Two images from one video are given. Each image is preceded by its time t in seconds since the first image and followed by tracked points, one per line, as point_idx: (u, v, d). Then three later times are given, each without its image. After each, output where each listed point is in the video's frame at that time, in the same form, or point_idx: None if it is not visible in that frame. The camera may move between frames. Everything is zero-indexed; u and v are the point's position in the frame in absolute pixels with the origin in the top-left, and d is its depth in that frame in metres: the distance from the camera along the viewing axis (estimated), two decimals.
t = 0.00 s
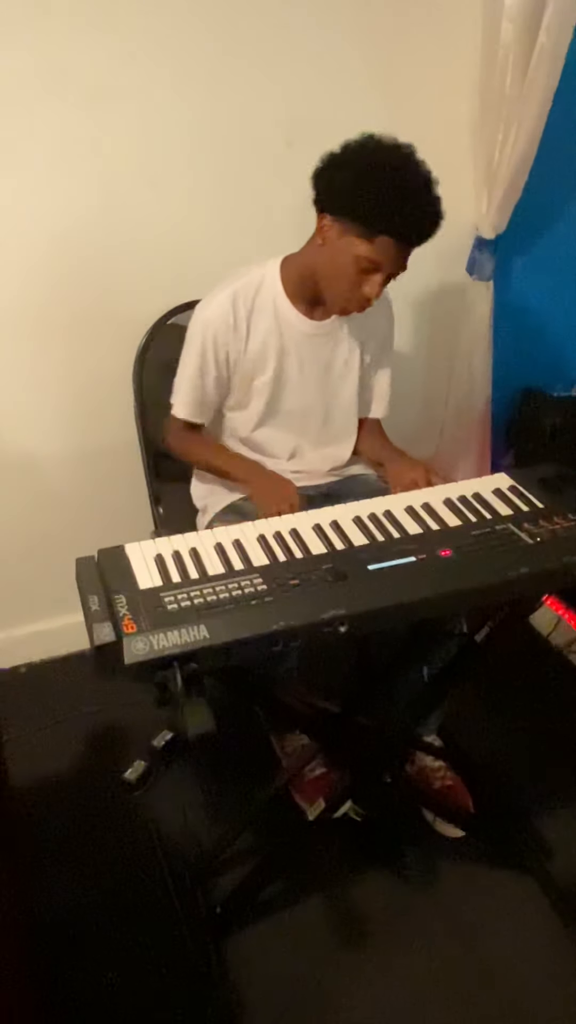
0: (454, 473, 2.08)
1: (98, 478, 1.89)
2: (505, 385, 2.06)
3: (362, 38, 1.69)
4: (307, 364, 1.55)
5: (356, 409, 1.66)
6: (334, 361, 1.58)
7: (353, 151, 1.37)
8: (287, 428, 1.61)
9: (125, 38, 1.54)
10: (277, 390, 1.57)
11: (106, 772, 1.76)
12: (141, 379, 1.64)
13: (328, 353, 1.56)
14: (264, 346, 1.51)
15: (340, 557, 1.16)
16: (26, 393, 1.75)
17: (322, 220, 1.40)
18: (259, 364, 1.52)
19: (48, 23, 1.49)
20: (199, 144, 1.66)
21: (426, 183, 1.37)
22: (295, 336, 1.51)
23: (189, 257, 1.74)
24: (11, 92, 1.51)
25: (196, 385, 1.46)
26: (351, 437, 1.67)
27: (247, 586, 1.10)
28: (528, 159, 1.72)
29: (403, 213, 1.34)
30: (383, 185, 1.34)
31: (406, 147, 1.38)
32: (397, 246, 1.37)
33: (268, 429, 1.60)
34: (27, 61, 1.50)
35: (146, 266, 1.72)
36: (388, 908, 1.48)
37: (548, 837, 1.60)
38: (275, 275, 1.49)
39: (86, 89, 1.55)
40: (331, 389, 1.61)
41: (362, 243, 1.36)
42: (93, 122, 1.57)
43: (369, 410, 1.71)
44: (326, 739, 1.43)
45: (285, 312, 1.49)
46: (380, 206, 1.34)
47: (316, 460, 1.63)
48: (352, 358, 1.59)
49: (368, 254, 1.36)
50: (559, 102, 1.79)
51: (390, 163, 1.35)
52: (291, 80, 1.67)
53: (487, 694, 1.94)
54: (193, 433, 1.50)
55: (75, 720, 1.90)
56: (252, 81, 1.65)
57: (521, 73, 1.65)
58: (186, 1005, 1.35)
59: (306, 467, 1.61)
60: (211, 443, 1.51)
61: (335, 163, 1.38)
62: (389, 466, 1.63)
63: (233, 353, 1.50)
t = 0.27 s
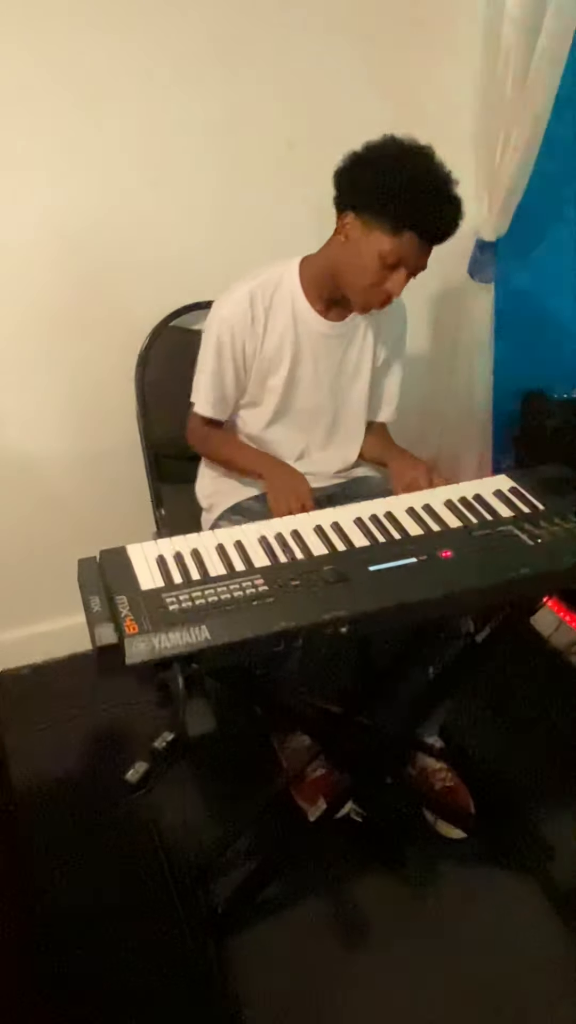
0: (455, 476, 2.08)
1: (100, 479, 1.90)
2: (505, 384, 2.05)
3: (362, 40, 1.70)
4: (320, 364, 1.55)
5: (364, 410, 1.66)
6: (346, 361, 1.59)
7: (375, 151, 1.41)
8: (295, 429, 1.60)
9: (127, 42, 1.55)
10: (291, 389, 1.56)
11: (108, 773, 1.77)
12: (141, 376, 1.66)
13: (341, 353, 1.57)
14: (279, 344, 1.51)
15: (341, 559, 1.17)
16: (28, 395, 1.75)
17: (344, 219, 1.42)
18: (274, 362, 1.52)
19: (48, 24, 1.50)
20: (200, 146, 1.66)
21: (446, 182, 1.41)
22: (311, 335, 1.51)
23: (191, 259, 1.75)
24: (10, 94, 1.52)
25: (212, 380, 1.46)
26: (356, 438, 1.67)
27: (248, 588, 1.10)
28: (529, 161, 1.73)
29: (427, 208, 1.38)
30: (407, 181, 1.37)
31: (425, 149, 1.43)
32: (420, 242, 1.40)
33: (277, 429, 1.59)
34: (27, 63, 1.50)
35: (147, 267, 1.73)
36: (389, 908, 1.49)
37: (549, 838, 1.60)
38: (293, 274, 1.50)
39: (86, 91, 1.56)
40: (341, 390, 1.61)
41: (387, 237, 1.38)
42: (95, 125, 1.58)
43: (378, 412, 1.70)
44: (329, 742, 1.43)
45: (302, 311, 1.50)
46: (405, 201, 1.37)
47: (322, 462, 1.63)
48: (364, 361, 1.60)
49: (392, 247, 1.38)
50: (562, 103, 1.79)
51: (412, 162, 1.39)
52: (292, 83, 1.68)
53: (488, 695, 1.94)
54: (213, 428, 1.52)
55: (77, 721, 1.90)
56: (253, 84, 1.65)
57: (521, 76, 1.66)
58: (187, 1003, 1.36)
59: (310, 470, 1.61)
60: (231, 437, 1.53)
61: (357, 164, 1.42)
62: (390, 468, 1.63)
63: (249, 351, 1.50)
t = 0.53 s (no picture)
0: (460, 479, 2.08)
1: (105, 482, 1.90)
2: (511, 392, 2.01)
3: (365, 43, 1.70)
4: (330, 365, 1.56)
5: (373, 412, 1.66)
6: (354, 363, 1.59)
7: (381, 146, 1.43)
8: (303, 431, 1.60)
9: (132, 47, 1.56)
10: (300, 391, 1.56)
11: (113, 776, 1.77)
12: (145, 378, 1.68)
13: (350, 354, 1.57)
14: (289, 344, 1.51)
15: (345, 562, 1.17)
16: (34, 398, 1.76)
17: (354, 214, 1.44)
18: (284, 362, 1.52)
19: (54, 30, 1.51)
20: (204, 150, 1.67)
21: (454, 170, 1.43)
22: (321, 335, 1.51)
23: (196, 263, 1.76)
24: (14, 97, 1.52)
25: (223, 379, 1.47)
26: (364, 441, 1.67)
27: (252, 591, 1.10)
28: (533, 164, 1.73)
29: (437, 194, 1.39)
30: (415, 171, 1.40)
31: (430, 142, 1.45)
32: (431, 229, 1.41)
33: (286, 431, 1.59)
34: (33, 69, 1.51)
35: (151, 271, 1.73)
36: (392, 911, 1.49)
37: (554, 841, 1.59)
38: (304, 275, 1.50)
39: (90, 95, 1.56)
40: (349, 392, 1.61)
41: (398, 227, 1.40)
42: (101, 130, 1.59)
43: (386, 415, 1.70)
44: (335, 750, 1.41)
45: (312, 311, 1.50)
46: (416, 189, 1.39)
47: (330, 464, 1.63)
48: (372, 363, 1.61)
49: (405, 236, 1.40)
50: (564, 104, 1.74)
51: (419, 152, 1.41)
52: (296, 87, 1.69)
53: (494, 698, 1.93)
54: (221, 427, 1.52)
55: (82, 724, 1.91)
56: (257, 89, 1.66)
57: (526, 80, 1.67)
58: (192, 1005, 1.36)
59: (319, 472, 1.61)
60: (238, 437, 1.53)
61: (364, 161, 1.44)
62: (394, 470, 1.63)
63: (260, 351, 1.50)
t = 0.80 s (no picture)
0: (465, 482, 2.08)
1: (111, 485, 1.91)
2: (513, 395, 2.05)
3: (369, 48, 1.71)
4: (329, 368, 1.56)
5: (375, 414, 1.66)
6: (354, 365, 1.59)
7: (372, 148, 1.44)
8: (307, 434, 1.61)
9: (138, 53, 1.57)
10: (301, 394, 1.57)
11: (119, 777, 1.78)
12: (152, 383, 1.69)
13: (350, 357, 1.57)
14: (288, 348, 1.52)
15: (350, 565, 1.17)
16: (41, 401, 1.77)
17: (349, 217, 1.45)
18: (284, 366, 1.53)
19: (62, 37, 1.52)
20: (210, 155, 1.68)
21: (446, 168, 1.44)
22: (319, 339, 1.52)
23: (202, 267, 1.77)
24: (20, 103, 1.54)
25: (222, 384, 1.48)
26: (366, 444, 1.67)
27: (257, 593, 1.11)
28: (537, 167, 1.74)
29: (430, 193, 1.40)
30: (408, 169, 1.40)
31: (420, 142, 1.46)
32: (426, 227, 1.42)
33: (289, 434, 1.59)
34: (41, 75, 1.53)
35: (157, 275, 1.74)
36: (397, 914, 1.49)
37: (559, 845, 1.59)
38: (301, 280, 1.51)
39: (96, 100, 1.58)
40: (351, 394, 1.62)
41: (393, 226, 1.40)
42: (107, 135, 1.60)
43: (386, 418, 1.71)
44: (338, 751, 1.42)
45: (310, 314, 1.51)
46: (409, 188, 1.39)
47: (334, 467, 1.64)
48: (372, 364, 1.61)
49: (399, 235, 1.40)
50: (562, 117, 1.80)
51: (411, 152, 1.42)
52: (302, 92, 1.70)
53: (499, 703, 1.93)
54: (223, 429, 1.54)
55: (88, 726, 1.92)
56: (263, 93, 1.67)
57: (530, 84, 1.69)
58: (194, 1005, 1.36)
59: (322, 475, 1.62)
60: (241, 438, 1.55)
61: (356, 163, 1.45)
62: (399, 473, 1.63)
63: (259, 356, 1.51)
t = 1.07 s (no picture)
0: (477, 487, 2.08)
1: (124, 491, 1.92)
2: (523, 396, 2.06)
3: (380, 56, 1.71)
4: (334, 372, 1.57)
5: (382, 418, 1.65)
6: (358, 368, 1.60)
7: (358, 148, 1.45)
8: (316, 440, 1.62)
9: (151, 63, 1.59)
10: (305, 400, 1.57)
11: (131, 782, 1.78)
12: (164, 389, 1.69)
13: (352, 360, 1.58)
14: (289, 353, 1.52)
15: (360, 571, 1.17)
16: (54, 408, 1.79)
17: (338, 218, 1.45)
18: (286, 371, 1.53)
19: (76, 48, 1.54)
20: (222, 163, 1.69)
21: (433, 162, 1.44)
22: (319, 343, 1.53)
23: (214, 274, 1.78)
24: (29, 113, 1.56)
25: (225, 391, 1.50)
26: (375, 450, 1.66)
27: (267, 599, 1.11)
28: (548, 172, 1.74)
29: (417, 186, 1.40)
30: (393, 165, 1.40)
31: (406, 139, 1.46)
32: (415, 221, 1.41)
33: (299, 440, 1.60)
34: (55, 87, 1.55)
35: (170, 282, 1.76)
36: (410, 920, 1.48)
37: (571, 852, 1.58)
38: (299, 285, 1.52)
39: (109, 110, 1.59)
40: (357, 398, 1.62)
41: (381, 223, 1.40)
42: (120, 145, 1.62)
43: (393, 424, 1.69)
44: (346, 755, 1.44)
45: (310, 319, 1.52)
46: (395, 183, 1.39)
47: (343, 473, 1.64)
48: (375, 365, 1.61)
49: (388, 230, 1.40)
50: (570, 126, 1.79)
51: (396, 147, 1.42)
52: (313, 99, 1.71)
53: (511, 709, 1.92)
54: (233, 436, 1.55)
55: (101, 731, 1.92)
56: (274, 101, 1.68)
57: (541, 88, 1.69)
58: (206, 1009, 1.36)
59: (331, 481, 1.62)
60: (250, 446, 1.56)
61: (342, 164, 1.45)
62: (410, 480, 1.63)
63: (260, 362, 1.52)
